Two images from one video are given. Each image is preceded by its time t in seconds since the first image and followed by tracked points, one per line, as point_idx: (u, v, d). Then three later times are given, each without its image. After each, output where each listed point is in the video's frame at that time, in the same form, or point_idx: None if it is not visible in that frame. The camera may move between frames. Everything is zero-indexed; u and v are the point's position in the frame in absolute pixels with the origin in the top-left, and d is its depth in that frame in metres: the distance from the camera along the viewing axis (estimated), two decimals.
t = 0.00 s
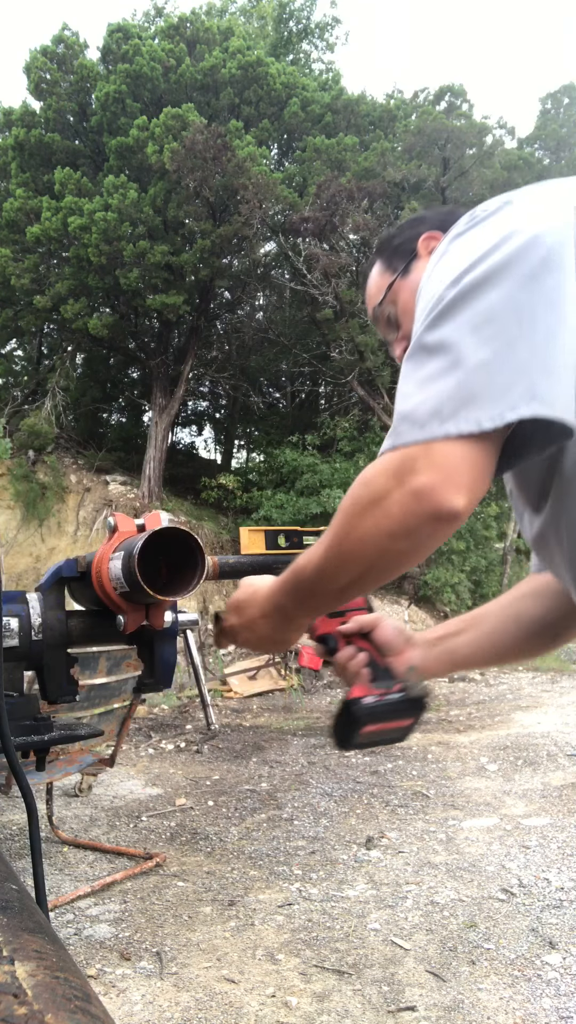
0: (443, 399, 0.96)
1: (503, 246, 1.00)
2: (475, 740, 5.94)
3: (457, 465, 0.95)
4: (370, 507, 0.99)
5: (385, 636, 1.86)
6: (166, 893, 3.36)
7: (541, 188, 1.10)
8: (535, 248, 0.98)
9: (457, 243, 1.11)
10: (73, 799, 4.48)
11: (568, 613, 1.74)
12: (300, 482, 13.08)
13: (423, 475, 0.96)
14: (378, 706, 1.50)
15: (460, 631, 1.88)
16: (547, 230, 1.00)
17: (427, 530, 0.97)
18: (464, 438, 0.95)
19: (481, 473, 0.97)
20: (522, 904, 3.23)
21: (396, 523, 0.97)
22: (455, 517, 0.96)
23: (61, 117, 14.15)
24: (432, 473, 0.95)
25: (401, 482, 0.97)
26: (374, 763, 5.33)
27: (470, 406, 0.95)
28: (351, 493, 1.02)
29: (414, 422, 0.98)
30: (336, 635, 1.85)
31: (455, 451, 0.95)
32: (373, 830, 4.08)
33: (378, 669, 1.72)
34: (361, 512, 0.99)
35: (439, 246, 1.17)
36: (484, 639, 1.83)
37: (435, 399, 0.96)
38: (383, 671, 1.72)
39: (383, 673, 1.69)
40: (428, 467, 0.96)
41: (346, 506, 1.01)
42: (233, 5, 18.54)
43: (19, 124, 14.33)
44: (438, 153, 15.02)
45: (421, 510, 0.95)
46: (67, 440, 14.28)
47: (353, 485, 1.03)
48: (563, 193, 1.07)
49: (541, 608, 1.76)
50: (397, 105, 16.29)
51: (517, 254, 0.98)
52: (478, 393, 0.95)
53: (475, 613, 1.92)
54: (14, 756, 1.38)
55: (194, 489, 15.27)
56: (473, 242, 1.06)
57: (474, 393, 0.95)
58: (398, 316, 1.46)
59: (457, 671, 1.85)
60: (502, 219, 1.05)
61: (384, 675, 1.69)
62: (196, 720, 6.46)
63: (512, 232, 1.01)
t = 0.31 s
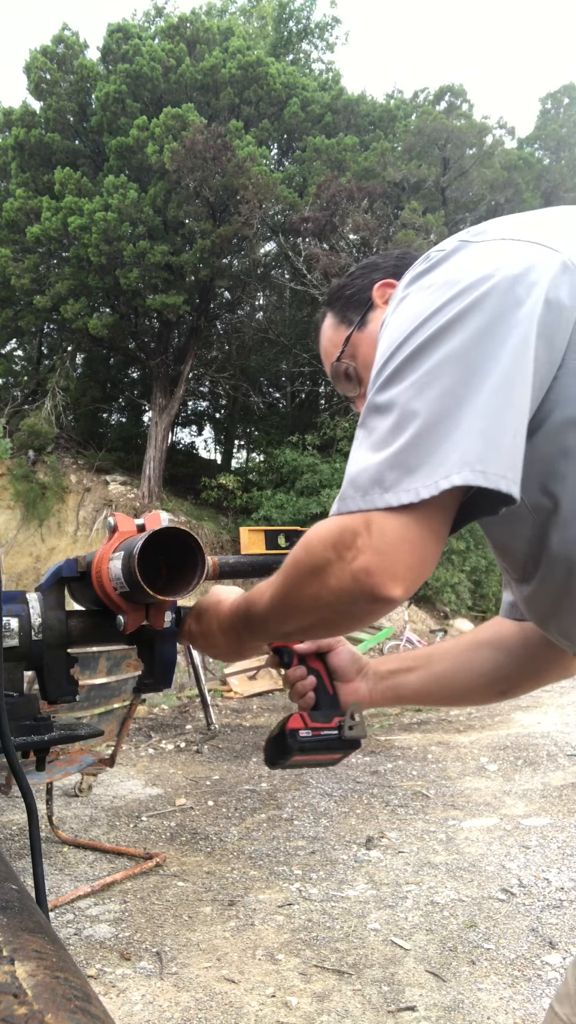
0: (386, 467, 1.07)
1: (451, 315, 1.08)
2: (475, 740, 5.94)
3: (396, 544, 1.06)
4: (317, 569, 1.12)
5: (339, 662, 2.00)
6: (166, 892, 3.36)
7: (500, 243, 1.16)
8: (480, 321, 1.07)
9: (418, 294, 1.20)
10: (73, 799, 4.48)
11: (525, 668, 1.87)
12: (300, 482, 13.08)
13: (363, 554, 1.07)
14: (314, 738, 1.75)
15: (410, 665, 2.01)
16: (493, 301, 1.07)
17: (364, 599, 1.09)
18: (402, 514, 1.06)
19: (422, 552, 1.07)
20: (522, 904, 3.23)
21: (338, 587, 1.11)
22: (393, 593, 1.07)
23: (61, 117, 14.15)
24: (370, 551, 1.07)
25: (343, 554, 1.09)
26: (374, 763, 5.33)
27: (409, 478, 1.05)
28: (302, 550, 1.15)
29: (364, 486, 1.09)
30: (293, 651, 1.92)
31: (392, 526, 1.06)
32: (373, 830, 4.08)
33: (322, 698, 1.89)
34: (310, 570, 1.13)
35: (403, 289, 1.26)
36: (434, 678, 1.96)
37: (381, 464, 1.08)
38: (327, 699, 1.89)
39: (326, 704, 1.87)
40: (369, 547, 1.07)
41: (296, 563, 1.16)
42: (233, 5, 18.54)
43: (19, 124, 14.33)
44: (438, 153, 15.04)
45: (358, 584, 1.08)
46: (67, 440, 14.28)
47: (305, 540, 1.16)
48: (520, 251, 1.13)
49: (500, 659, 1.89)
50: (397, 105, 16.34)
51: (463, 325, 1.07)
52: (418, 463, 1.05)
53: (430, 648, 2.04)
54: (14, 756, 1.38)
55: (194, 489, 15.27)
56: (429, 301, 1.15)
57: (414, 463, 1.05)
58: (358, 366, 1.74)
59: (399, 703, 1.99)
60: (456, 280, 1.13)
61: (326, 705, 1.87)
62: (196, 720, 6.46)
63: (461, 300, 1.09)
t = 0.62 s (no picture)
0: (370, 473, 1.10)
1: (433, 319, 1.10)
2: (475, 740, 5.94)
3: (380, 552, 1.08)
4: (305, 575, 1.15)
5: (329, 654, 2.00)
6: (166, 892, 3.36)
7: (486, 240, 1.17)
8: (463, 324, 1.08)
9: (404, 293, 1.22)
10: (73, 799, 4.48)
11: (513, 665, 1.92)
12: (300, 482, 13.08)
13: (348, 562, 1.10)
14: (300, 740, 1.85)
15: (398, 660, 2.01)
16: (475, 304, 1.09)
17: (350, 605, 1.12)
18: (386, 522, 1.08)
19: (407, 558, 1.09)
20: (522, 904, 3.23)
21: (325, 594, 1.13)
22: (379, 600, 1.09)
23: (61, 117, 14.15)
24: (355, 559, 1.09)
25: (329, 562, 1.12)
26: (374, 762, 5.33)
27: (393, 484, 1.08)
28: (289, 556, 1.18)
29: (350, 491, 1.12)
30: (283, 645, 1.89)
31: (377, 534, 1.08)
32: (373, 830, 4.08)
33: (311, 692, 1.92)
34: (299, 575, 1.17)
35: (389, 287, 1.28)
36: (421, 672, 1.99)
37: (365, 469, 1.10)
38: (315, 693, 1.93)
39: (313, 700, 1.92)
40: (354, 555, 1.09)
41: (284, 567, 1.19)
42: (234, 6, 18.52)
43: (19, 124, 14.32)
44: (438, 153, 15.07)
45: (344, 592, 1.10)
46: (67, 440, 14.28)
47: (293, 546, 1.19)
48: (504, 250, 1.14)
49: (488, 657, 1.93)
50: (397, 105, 16.37)
51: (447, 328, 1.09)
52: (401, 467, 1.08)
53: (415, 640, 2.05)
54: (14, 756, 1.38)
55: (194, 489, 15.28)
56: (413, 302, 1.17)
57: (398, 469, 1.08)
58: (343, 366, 1.78)
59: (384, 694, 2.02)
60: (440, 281, 1.15)
61: (314, 700, 1.92)
62: (196, 720, 6.46)
63: (443, 304, 1.11)
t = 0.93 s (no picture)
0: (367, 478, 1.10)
1: (427, 324, 1.11)
2: (475, 740, 5.94)
3: (378, 557, 1.08)
4: (304, 580, 1.15)
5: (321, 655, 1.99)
6: (166, 892, 3.36)
7: (481, 243, 1.17)
8: (456, 327, 1.09)
9: (398, 297, 1.22)
10: (73, 799, 4.48)
11: (505, 667, 1.92)
12: (300, 482, 13.07)
13: (345, 568, 1.09)
14: (295, 741, 1.84)
15: (390, 662, 2.02)
16: (469, 307, 1.09)
17: (349, 610, 1.12)
18: (382, 527, 1.08)
19: (403, 564, 1.09)
20: (522, 904, 3.23)
21: (323, 600, 1.13)
22: (376, 605, 1.09)
23: (61, 117, 14.15)
24: (352, 565, 1.09)
25: (326, 567, 1.12)
26: (374, 762, 5.33)
27: (389, 489, 1.08)
28: (287, 561, 1.18)
29: (347, 496, 1.11)
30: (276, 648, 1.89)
31: (373, 540, 1.08)
32: (373, 829, 4.08)
33: (305, 693, 1.92)
34: (298, 581, 1.16)
35: (383, 290, 1.28)
36: (413, 674, 2.00)
37: (361, 473, 1.10)
38: (309, 693, 1.93)
39: (307, 701, 1.92)
40: (351, 561, 1.09)
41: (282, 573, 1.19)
42: (233, 5, 18.50)
43: (19, 124, 14.31)
44: (438, 153, 15.08)
45: (342, 598, 1.10)
46: (67, 440, 14.28)
47: (291, 551, 1.18)
48: (498, 252, 1.14)
49: (480, 659, 1.94)
50: (397, 105, 16.39)
51: (441, 332, 1.09)
52: (397, 472, 1.08)
53: (406, 641, 2.05)
54: (14, 756, 1.38)
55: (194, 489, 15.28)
56: (408, 306, 1.17)
57: (393, 473, 1.08)
58: (339, 371, 1.79)
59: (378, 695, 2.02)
60: (433, 286, 1.15)
61: (308, 701, 1.92)
62: (196, 720, 6.46)
63: (438, 308, 1.12)
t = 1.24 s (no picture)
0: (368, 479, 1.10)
1: (425, 325, 1.11)
2: (475, 740, 5.94)
3: (379, 558, 1.08)
4: (306, 582, 1.16)
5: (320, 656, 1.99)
6: (166, 892, 3.36)
7: (479, 243, 1.17)
8: (454, 327, 1.09)
9: (395, 299, 1.22)
10: (73, 799, 4.48)
11: (500, 666, 1.92)
12: (300, 482, 13.07)
13: (347, 570, 1.10)
14: (294, 741, 1.84)
15: (387, 659, 2.01)
16: (467, 308, 1.09)
17: (352, 612, 1.12)
18: (383, 528, 1.08)
19: (405, 565, 1.09)
20: (522, 904, 3.23)
21: (326, 602, 1.14)
22: (380, 606, 1.09)
23: (61, 117, 14.15)
24: (354, 566, 1.09)
25: (327, 570, 1.12)
26: (374, 762, 5.33)
27: (388, 492, 1.08)
28: (289, 563, 1.18)
29: (348, 498, 1.12)
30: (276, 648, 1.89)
31: (375, 541, 1.08)
32: (373, 829, 4.08)
33: (304, 692, 1.92)
34: (301, 584, 1.17)
35: (380, 290, 1.28)
36: (408, 672, 1.99)
37: (360, 475, 1.10)
38: (308, 693, 1.92)
39: (306, 700, 1.91)
40: (352, 563, 1.09)
41: (283, 575, 1.20)
42: (233, 5, 18.48)
43: (19, 124, 14.31)
44: (438, 153, 15.10)
45: (345, 599, 1.10)
46: (67, 440, 14.29)
47: (291, 553, 1.19)
48: (495, 252, 1.14)
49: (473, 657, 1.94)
50: (397, 105, 16.39)
51: (438, 333, 1.10)
52: (398, 474, 1.08)
53: (403, 640, 2.05)
54: (14, 756, 1.38)
55: (194, 489, 15.29)
56: (406, 305, 1.18)
57: (394, 474, 1.08)
58: (336, 370, 1.80)
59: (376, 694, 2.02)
60: (431, 286, 1.15)
61: (307, 701, 1.91)
62: (196, 720, 6.47)
63: (435, 307, 1.12)
